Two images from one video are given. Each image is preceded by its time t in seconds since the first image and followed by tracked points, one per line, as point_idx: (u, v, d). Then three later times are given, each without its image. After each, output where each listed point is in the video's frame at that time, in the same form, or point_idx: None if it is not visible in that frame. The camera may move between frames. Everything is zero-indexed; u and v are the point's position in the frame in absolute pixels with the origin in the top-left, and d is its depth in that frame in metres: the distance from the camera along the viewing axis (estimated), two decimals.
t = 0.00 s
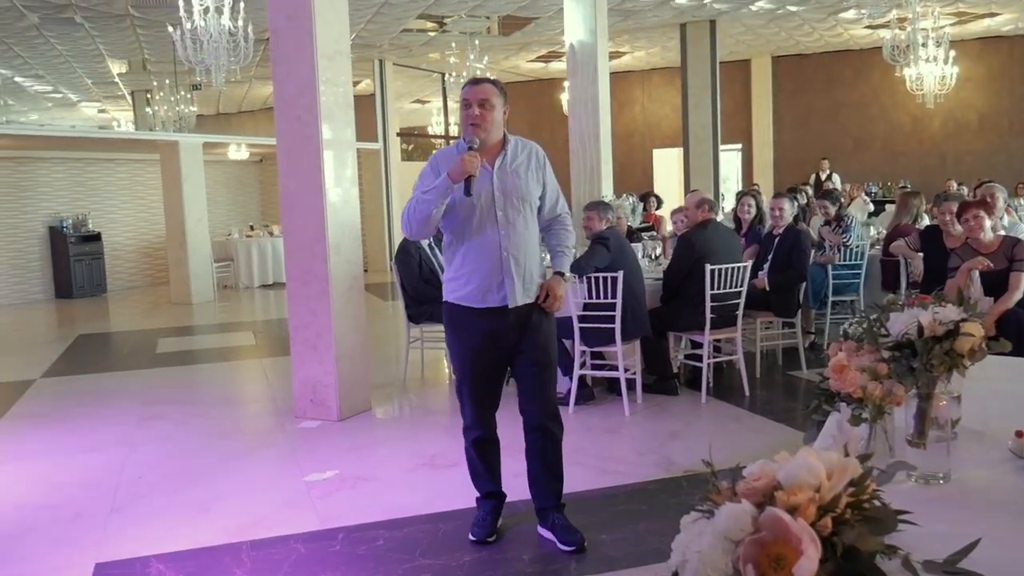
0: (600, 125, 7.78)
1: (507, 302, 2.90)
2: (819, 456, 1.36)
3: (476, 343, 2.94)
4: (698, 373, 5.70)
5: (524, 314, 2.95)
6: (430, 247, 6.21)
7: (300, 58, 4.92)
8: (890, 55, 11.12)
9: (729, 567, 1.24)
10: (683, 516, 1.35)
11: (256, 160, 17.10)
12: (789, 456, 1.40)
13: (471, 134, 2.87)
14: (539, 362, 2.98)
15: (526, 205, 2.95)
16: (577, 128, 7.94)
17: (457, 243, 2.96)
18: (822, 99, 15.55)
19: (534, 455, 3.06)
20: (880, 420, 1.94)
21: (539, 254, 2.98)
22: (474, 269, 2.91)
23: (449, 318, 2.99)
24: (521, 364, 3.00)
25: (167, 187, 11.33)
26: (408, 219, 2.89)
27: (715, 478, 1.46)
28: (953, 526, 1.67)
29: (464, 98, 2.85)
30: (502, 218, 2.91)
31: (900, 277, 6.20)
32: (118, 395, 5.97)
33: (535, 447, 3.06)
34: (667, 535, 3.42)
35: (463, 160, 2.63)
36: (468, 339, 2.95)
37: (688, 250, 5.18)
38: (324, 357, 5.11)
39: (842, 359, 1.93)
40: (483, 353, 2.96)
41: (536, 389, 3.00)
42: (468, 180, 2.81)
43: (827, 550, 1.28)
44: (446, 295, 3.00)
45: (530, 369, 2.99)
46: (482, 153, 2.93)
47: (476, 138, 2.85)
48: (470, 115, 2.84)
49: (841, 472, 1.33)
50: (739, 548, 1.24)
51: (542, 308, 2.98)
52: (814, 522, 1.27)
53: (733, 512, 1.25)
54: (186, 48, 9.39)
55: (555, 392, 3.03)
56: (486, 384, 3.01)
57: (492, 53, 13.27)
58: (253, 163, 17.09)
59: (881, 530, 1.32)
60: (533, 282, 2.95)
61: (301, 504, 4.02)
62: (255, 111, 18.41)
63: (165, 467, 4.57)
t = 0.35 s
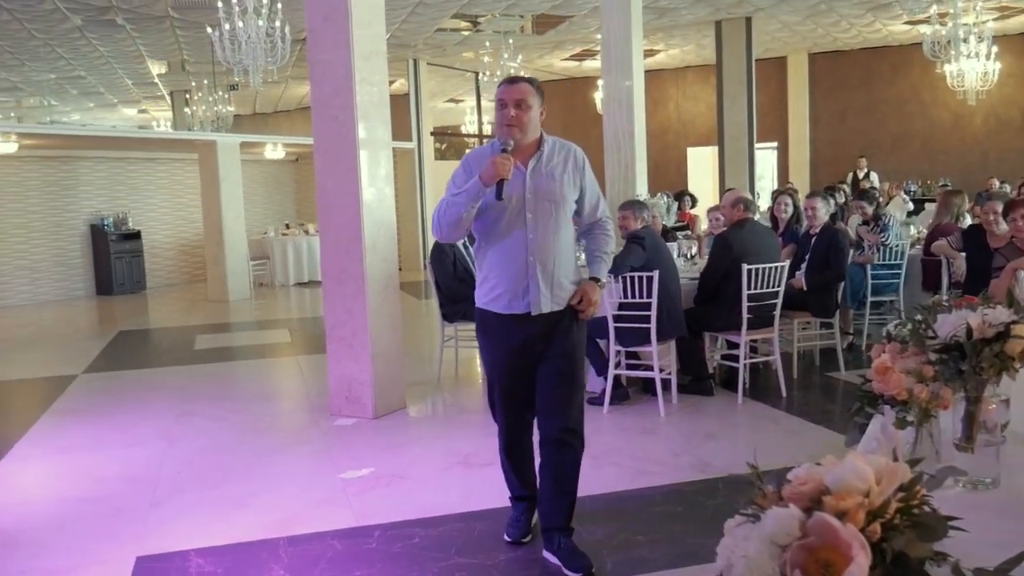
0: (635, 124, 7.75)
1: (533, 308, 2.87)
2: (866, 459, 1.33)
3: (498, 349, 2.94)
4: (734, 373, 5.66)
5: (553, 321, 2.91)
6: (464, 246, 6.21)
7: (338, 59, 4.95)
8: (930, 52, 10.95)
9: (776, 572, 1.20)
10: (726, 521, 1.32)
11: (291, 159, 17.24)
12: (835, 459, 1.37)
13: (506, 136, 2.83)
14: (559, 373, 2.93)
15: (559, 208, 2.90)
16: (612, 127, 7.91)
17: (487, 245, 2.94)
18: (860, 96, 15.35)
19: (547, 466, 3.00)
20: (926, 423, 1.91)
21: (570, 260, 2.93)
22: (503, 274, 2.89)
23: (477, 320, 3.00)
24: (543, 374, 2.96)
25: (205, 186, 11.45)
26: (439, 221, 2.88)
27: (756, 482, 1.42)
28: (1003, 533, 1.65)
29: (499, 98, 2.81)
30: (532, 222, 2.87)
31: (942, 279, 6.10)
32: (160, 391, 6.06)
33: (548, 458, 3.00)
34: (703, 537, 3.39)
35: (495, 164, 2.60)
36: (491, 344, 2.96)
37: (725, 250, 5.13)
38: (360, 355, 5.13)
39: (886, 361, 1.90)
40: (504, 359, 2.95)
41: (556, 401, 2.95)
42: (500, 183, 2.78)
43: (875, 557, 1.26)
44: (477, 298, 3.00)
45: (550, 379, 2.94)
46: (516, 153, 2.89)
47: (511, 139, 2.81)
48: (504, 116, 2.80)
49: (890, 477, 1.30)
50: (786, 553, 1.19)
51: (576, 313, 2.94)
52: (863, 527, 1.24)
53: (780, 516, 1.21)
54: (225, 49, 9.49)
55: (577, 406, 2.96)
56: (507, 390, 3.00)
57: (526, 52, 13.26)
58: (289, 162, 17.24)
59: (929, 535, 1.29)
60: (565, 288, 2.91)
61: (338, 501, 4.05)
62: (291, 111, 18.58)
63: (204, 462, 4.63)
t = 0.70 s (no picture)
0: (666, 121, 7.70)
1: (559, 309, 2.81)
2: (913, 461, 1.31)
3: (532, 358, 2.83)
4: (766, 372, 5.60)
5: (580, 325, 2.86)
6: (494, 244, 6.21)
7: (370, 57, 4.97)
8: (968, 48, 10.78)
9: None
10: (768, 523, 1.31)
11: (322, 157, 17.35)
12: (881, 461, 1.36)
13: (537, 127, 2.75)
14: (594, 381, 2.88)
15: (586, 205, 2.84)
16: (643, 125, 7.87)
17: (510, 241, 2.85)
18: (895, 93, 15.17)
19: (581, 471, 2.97)
20: (972, 426, 1.80)
21: (595, 259, 2.88)
22: (528, 273, 2.81)
23: (501, 324, 2.88)
24: (574, 384, 2.90)
25: (237, 185, 11.55)
26: (464, 213, 2.79)
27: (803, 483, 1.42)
28: None
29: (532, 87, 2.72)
30: (561, 220, 2.81)
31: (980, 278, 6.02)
32: (194, 388, 6.11)
33: (583, 464, 2.97)
34: (736, 538, 3.36)
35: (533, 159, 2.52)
36: (522, 353, 2.83)
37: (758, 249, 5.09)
38: (391, 352, 5.15)
39: (927, 361, 1.82)
40: (537, 369, 2.85)
41: (591, 408, 2.91)
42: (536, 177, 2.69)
43: (921, 561, 1.24)
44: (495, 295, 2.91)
45: (584, 387, 2.88)
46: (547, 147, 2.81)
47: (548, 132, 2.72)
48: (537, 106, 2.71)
49: (938, 479, 1.28)
50: (832, 557, 1.20)
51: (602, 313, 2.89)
52: (910, 531, 1.23)
53: (824, 519, 1.21)
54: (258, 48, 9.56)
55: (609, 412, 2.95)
56: (535, 404, 2.86)
57: (556, 50, 13.23)
58: (319, 160, 17.35)
59: (979, 541, 1.26)
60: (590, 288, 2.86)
61: (369, 498, 4.05)
62: (321, 109, 18.70)
63: (236, 458, 4.66)
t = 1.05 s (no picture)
0: (690, 119, 7.67)
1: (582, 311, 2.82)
2: (954, 462, 1.34)
3: (551, 363, 2.74)
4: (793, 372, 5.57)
5: (588, 326, 2.85)
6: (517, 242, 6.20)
7: (396, 56, 4.98)
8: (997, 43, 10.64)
9: None
10: (805, 522, 1.35)
11: (345, 156, 17.42)
12: (920, 464, 1.38)
13: (553, 123, 2.70)
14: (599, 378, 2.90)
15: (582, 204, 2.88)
16: (667, 123, 7.84)
17: (540, 243, 2.70)
18: (922, 90, 15.03)
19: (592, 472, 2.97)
20: (1008, 428, 1.74)
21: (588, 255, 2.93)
22: (563, 276, 2.73)
23: (514, 332, 2.73)
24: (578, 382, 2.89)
25: (262, 184, 11.61)
26: (530, 206, 2.48)
27: (840, 487, 1.44)
28: None
29: (547, 83, 2.67)
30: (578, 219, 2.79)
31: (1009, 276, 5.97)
32: (221, 386, 6.15)
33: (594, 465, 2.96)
34: (764, 538, 3.34)
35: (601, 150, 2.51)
36: (539, 359, 2.73)
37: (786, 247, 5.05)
38: (416, 351, 5.16)
39: (961, 361, 1.78)
40: (554, 373, 2.76)
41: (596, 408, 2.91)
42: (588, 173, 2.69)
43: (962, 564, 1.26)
44: (520, 304, 2.72)
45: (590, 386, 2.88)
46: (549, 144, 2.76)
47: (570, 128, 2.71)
48: (560, 103, 2.68)
49: (978, 481, 1.31)
50: (871, 559, 1.22)
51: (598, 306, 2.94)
52: (951, 534, 1.25)
53: (864, 522, 1.24)
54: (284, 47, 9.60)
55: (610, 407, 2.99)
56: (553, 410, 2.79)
57: (579, 48, 13.21)
58: (342, 160, 17.42)
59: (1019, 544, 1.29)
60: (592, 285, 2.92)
61: (395, 497, 4.06)
62: (345, 109, 18.78)
63: (262, 457, 4.69)
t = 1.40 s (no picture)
0: (711, 118, 7.64)
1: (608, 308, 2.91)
2: (990, 468, 1.32)
3: (588, 361, 2.74)
4: (816, 372, 5.55)
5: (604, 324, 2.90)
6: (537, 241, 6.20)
7: (417, 56, 4.98)
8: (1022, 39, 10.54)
9: None
10: (840, 527, 1.34)
11: (364, 157, 17.47)
12: (957, 470, 1.36)
13: (589, 123, 2.75)
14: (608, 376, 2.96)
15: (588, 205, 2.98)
16: (687, 122, 7.82)
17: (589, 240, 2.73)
18: (945, 87, 14.91)
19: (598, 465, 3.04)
20: None
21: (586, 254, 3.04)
22: (604, 271, 2.81)
23: (558, 329, 2.70)
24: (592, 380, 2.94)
25: (283, 184, 11.66)
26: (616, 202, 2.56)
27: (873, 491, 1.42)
28: None
29: (583, 83, 2.74)
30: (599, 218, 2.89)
31: None
32: (244, 385, 6.18)
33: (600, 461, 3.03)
34: (787, 540, 3.31)
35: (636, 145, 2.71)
36: (577, 358, 2.73)
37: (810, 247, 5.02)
38: (436, 350, 5.16)
39: (992, 363, 1.76)
40: (588, 371, 2.76)
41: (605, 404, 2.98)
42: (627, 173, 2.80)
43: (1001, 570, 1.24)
44: (572, 302, 2.71)
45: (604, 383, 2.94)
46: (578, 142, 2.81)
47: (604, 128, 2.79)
48: (594, 103, 2.75)
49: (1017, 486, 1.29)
50: (909, 564, 1.20)
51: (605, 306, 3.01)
52: (990, 540, 1.23)
53: (901, 526, 1.22)
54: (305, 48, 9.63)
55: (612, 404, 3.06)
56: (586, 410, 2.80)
57: (597, 47, 13.19)
58: (361, 160, 17.47)
59: None
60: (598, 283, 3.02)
61: (417, 496, 4.07)
62: (363, 109, 18.83)
63: (284, 455, 4.71)
